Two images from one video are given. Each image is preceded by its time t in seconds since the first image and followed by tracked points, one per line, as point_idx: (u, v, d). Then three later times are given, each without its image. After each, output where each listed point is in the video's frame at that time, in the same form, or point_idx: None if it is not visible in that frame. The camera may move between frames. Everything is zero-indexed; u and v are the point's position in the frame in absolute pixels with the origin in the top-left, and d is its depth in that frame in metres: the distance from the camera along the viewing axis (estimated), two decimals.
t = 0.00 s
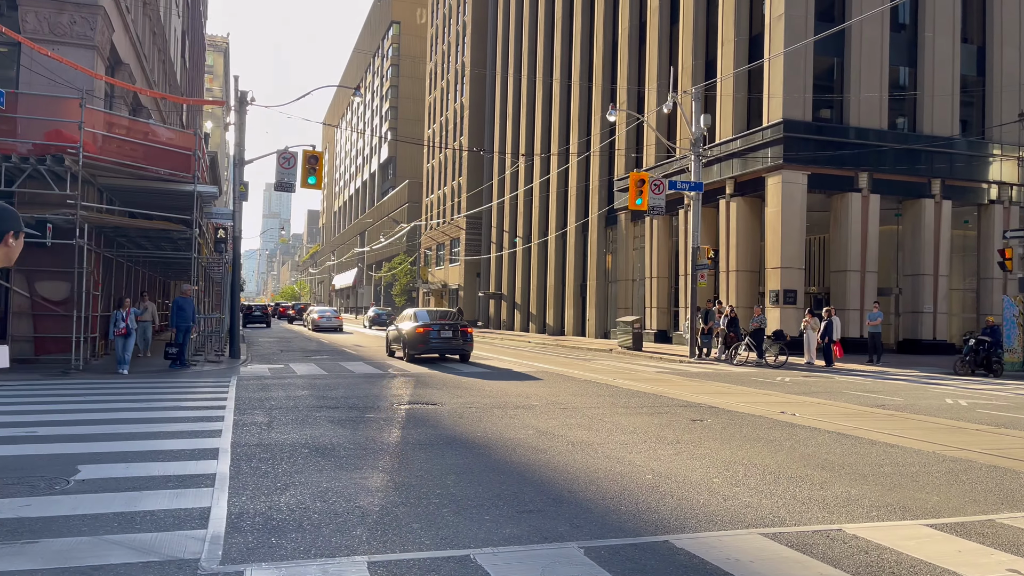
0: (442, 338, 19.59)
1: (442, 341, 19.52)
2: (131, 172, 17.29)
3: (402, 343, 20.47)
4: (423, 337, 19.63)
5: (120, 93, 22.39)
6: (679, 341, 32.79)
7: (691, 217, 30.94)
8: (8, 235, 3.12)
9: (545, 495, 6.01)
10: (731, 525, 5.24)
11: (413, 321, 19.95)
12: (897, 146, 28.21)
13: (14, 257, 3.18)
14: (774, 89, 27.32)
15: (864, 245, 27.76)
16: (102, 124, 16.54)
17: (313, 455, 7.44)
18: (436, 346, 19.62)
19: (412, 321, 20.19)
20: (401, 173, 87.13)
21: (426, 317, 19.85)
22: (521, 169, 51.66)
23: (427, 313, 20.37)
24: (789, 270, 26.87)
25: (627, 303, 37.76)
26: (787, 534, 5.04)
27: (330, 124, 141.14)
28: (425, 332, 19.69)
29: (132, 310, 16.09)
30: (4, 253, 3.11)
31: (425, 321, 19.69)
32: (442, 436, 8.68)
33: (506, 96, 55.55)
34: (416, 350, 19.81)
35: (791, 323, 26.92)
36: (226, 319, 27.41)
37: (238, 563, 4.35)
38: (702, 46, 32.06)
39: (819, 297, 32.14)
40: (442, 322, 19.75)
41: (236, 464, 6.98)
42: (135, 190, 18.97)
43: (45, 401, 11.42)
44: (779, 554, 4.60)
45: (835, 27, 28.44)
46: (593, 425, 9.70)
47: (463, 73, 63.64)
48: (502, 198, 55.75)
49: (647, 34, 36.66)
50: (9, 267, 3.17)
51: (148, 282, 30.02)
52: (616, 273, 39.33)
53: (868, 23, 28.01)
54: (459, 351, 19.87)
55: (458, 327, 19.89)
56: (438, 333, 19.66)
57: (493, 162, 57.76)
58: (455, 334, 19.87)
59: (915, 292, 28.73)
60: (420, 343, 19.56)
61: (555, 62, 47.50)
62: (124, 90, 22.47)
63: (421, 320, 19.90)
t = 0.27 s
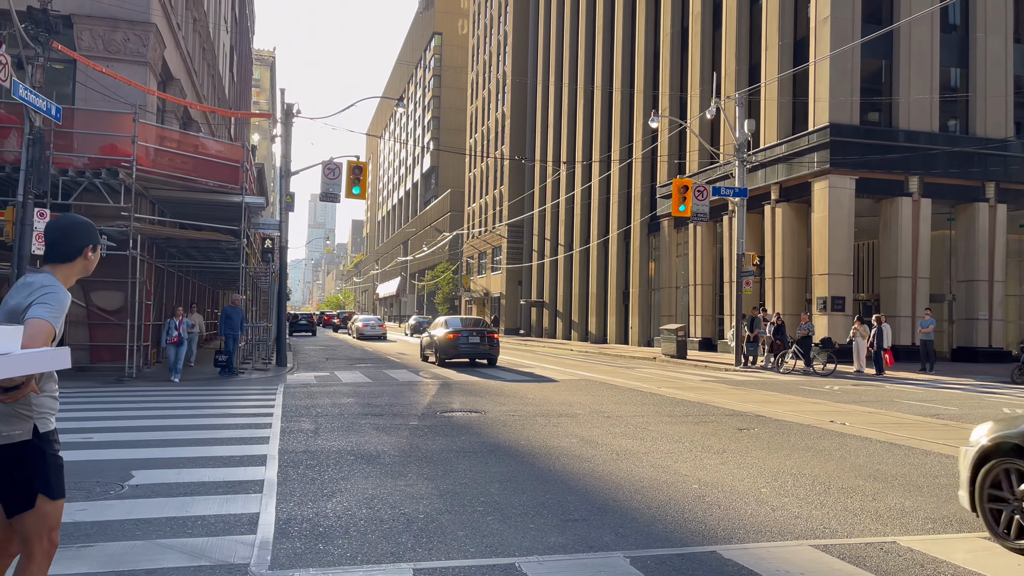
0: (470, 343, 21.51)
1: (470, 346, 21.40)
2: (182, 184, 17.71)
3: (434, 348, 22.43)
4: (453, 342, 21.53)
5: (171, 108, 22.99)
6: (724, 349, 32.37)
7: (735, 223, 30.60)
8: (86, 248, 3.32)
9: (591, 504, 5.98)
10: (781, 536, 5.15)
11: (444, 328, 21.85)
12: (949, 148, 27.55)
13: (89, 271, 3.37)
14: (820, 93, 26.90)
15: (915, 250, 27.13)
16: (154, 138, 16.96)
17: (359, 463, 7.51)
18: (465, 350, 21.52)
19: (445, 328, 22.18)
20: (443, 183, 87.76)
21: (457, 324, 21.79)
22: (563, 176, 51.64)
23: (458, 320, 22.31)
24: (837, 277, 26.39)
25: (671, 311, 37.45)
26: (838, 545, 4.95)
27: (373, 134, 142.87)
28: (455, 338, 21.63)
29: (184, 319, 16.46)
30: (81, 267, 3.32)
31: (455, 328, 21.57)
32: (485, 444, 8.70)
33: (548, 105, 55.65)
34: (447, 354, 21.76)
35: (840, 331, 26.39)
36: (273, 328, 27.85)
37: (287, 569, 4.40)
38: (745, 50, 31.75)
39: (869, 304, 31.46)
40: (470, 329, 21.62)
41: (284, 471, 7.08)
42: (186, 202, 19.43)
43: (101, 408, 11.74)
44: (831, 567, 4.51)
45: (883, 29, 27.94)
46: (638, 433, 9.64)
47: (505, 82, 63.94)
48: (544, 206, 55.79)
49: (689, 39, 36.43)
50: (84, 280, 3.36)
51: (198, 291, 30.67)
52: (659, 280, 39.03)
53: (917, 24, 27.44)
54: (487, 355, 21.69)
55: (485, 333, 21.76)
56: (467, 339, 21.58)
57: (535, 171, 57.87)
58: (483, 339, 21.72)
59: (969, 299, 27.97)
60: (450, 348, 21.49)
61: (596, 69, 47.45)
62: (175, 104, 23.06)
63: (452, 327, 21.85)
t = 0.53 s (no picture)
0: (487, 348, 22.79)
1: (486, 351, 22.68)
2: (214, 192, 17.95)
3: (453, 352, 23.72)
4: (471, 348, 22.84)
5: (204, 118, 23.35)
6: (754, 356, 32.05)
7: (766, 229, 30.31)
8: (136, 258, 3.39)
9: (621, 512, 5.94)
10: (816, 547, 5.08)
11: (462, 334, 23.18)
12: (985, 153, 26.99)
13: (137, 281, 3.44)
14: (851, 97, 26.59)
15: (951, 256, 26.67)
16: (188, 147, 17.21)
17: (389, 469, 7.54)
18: (482, 355, 22.79)
19: (463, 334, 23.48)
20: (471, 190, 88.07)
21: (474, 329, 23.09)
22: (591, 183, 51.57)
23: (476, 327, 23.59)
24: (870, 284, 26.01)
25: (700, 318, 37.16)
26: (875, 556, 4.87)
27: (402, 142, 143.79)
28: (472, 343, 22.93)
29: (216, 327, 16.60)
30: (131, 276, 3.38)
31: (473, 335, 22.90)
32: (514, 451, 8.69)
33: (575, 111, 55.67)
34: (465, 359, 23.04)
35: (874, 338, 25.94)
36: (303, 335, 28.05)
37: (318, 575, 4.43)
38: (775, 55, 31.52)
39: (903, 310, 30.96)
40: (487, 335, 22.90)
41: (314, 477, 7.12)
42: (218, 210, 19.69)
43: (135, 413, 11.91)
44: None
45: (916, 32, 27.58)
46: (668, 441, 9.57)
47: (532, 90, 64.07)
48: (571, 213, 55.74)
49: (717, 45, 36.23)
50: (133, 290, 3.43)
51: (229, 299, 31.05)
52: (688, 287, 38.77)
53: (951, 26, 27.04)
54: (502, 360, 22.92)
55: (501, 339, 23.02)
56: (483, 344, 22.84)
57: (562, 178, 57.87)
58: (499, 345, 22.98)
59: (1007, 305, 27.41)
60: (468, 352, 22.77)
61: (624, 76, 47.36)
62: (208, 114, 23.42)
63: (469, 333, 23.14)
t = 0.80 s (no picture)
0: (495, 352, 24.01)
1: (494, 354, 23.91)
2: (234, 199, 18.11)
3: (463, 355, 24.99)
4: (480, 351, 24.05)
5: (224, 124, 23.56)
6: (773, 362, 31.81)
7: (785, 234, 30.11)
8: (165, 262, 3.45)
9: (640, 519, 5.91)
10: (838, 555, 5.03)
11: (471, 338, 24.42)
12: (1008, 157, 26.67)
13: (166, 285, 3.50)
14: (871, 101, 26.39)
15: (973, 262, 26.38)
16: (208, 154, 17.32)
17: (407, 474, 7.55)
18: (490, 358, 24.02)
19: (472, 338, 24.75)
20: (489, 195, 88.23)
21: (483, 333, 24.34)
22: (608, 188, 51.49)
23: (484, 331, 24.84)
24: (892, 289, 25.75)
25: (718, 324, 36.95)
26: (898, 565, 4.81)
27: (420, 148, 144.36)
28: (481, 347, 24.17)
29: (235, 332, 16.65)
30: (160, 279, 3.45)
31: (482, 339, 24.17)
32: (532, 456, 8.67)
33: (593, 117, 55.60)
34: (474, 361, 24.30)
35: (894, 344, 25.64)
36: (321, 339, 28.18)
37: None
38: (794, 59, 31.36)
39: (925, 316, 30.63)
40: (495, 338, 24.15)
41: (332, 482, 7.13)
42: (238, 216, 19.84)
43: (157, 417, 12.02)
44: None
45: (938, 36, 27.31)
46: (688, 447, 9.51)
47: (550, 95, 64.14)
48: (589, 218, 55.69)
49: (736, 49, 36.09)
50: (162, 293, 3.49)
51: (249, 304, 31.27)
52: (706, 292, 38.59)
53: (973, 30, 26.78)
54: (509, 363, 24.14)
55: (509, 343, 24.25)
56: (491, 347, 24.08)
57: (580, 183, 57.84)
58: (506, 348, 24.20)
59: None
60: (477, 355, 24.02)
61: (641, 80, 47.27)
62: (228, 121, 23.62)
63: (479, 337, 24.37)
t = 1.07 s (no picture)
0: (495, 354, 25.41)
1: (495, 356, 25.31)
2: (245, 203, 18.19)
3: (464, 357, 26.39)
4: (480, 353, 25.43)
5: (235, 128, 23.67)
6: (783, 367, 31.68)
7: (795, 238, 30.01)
8: (182, 266, 3.46)
9: (649, 524, 5.88)
10: (848, 561, 5.00)
11: (473, 341, 25.80)
12: (1019, 161, 26.54)
13: (182, 290, 3.51)
14: (882, 105, 26.30)
15: (985, 266, 26.22)
16: (219, 157, 17.52)
17: (416, 478, 7.55)
18: (491, 359, 25.42)
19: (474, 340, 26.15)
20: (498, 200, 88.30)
21: (484, 337, 25.74)
22: (617, 193, 51.45)
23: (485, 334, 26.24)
24: (902, 294, 25.62)
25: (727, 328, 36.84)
26: (909, 572, 4.78)
27: (429, 152, 144.66)
28: (483, 349, 25.57)
29: (242, 335, 16.69)
30: (176, 284, 3.46)
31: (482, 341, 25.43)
32: (541, 461, 8.66)
33: (602, 121, 55.60)
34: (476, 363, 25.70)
35: (905, 349, 25.55)
36: (330, 343, 28.24)
37: None
38: (804, 63, 31.28)
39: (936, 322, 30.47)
40: (495, 342, 25.55)
41: (341, 486, 7.14)
42: (248, 220, 19.91)
43: (167, 419, 12.06)
44: None
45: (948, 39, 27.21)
46: (697, 452, 9.48)
47: (559, 99, 64.18)
48: (597, 222, 55.67)
49: (745, 53, 36.04)
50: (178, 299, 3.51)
51: (258, 307, 31.37)
52: (715, 296, 38.49)
53: (984, 33, 26.69)
54: (509, 365, 25.54)
55: (509, 346, 25.64)
56: (492, 350, 25.48)
57: (589, 187, 57.83)
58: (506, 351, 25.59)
59: None
60: (478, 357, 25.40)
61: (650, 85, 47.26)
62: (238, 125, 23.72)
63: (480, 339, 25.76)
